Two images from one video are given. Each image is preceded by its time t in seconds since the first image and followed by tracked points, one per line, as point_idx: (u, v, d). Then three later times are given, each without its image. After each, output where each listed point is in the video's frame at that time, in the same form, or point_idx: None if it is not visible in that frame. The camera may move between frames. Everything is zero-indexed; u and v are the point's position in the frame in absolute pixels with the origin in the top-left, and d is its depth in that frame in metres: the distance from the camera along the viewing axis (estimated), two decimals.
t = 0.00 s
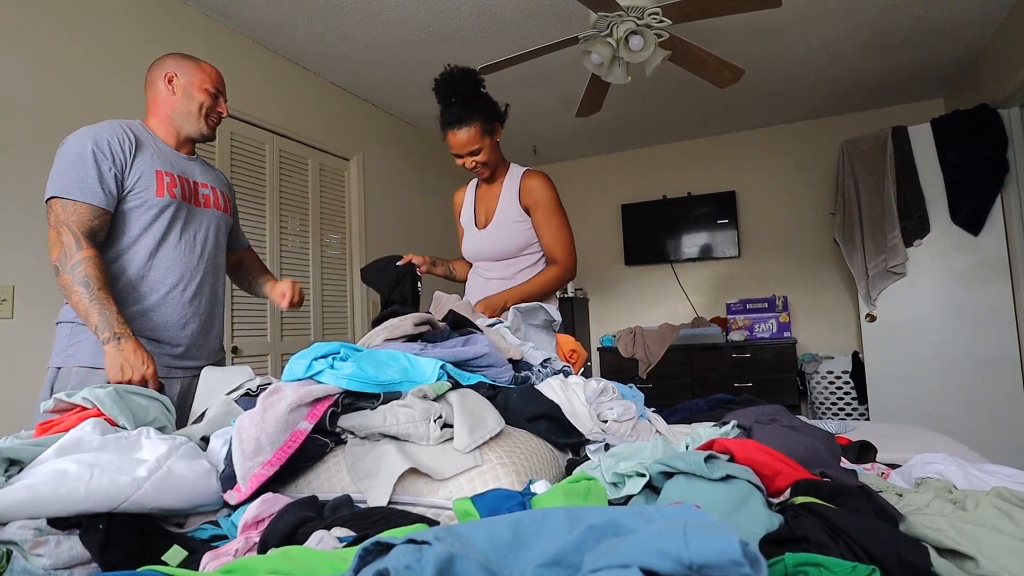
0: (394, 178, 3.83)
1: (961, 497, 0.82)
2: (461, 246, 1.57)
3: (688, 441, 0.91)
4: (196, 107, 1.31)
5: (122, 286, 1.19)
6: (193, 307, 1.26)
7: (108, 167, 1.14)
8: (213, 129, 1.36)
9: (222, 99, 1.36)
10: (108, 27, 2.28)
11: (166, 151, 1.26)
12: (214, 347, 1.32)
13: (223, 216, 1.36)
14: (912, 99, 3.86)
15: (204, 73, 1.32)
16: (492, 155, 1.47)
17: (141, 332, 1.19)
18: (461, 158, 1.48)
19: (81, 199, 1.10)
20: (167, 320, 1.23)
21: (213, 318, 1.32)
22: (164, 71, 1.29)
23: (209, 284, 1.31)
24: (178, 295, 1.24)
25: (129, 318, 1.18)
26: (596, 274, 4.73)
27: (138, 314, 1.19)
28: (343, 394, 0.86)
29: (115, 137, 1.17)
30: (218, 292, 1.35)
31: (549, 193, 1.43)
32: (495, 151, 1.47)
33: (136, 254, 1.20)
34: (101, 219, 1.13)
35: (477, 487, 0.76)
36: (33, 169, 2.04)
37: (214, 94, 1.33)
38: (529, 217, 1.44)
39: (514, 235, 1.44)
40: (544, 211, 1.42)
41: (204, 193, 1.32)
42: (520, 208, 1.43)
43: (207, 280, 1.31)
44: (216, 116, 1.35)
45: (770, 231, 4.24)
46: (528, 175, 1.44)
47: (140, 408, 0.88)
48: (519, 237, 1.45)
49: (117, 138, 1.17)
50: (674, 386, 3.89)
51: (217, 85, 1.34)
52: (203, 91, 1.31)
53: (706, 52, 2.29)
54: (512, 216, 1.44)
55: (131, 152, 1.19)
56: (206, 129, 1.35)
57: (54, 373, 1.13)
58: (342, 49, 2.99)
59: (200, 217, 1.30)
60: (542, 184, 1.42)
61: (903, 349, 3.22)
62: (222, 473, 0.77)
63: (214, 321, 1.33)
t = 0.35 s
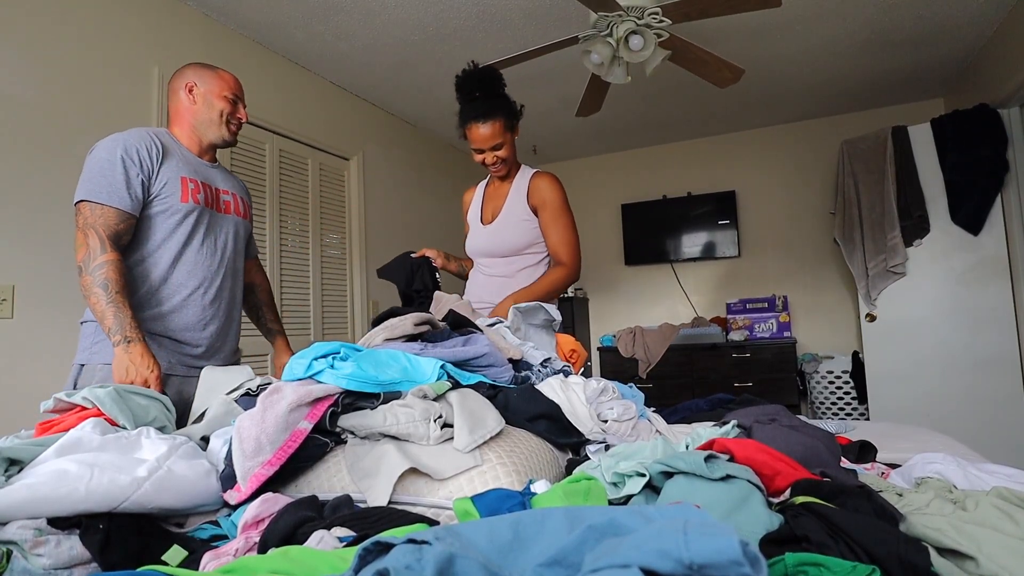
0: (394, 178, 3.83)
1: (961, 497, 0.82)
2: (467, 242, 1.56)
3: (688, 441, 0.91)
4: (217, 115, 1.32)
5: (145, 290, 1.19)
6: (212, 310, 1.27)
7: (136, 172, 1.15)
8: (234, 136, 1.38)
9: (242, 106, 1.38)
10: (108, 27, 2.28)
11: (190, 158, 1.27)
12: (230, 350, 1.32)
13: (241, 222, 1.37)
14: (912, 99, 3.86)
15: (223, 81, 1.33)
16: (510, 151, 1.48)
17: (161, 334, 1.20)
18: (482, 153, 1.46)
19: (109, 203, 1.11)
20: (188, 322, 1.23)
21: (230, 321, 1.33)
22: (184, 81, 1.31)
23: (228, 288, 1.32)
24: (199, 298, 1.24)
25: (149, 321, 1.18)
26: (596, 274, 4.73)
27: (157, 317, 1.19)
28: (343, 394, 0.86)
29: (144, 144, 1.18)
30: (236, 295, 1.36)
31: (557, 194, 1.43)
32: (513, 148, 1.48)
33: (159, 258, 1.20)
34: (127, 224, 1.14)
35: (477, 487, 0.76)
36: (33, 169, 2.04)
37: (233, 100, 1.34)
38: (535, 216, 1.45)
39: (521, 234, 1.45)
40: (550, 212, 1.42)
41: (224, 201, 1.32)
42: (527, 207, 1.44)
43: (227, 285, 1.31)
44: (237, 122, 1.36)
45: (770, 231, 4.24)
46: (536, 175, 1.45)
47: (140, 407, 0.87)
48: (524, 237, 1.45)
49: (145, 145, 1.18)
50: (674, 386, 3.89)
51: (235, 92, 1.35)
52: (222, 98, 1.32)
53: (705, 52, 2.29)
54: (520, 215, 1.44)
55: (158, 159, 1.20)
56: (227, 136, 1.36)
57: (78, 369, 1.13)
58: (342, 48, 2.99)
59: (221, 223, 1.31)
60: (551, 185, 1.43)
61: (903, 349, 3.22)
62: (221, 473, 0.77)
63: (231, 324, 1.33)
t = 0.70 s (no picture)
0: (394, 178, 3.83)
1: (961, 497, 0.82)
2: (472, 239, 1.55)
3: (688, 441, 0.91)
4: (218, 116, 1.32)
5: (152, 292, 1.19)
6: (218, 311, 1.27)
7: (141, 176, 1.16)
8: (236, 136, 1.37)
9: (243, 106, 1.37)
10: (108, 27, 2.28)
11: (195, 161, 1.27)
12: (235, 352, 1.33)
13: (246, 223, 1.36)
14: (911, 100, 3.86)
15: (222, 82, 1.32)
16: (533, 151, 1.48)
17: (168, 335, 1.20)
18: (509, 148, 1.46)
19: (117, 207, 1.12)
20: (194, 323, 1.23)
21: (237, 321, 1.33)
22: (184, 85, 1.30)
23: (234, 289, 1.32)
24: (205, 299, 1.25)
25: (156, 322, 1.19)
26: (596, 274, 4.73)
27: (164, 318, 1.20)
28: (343, 395, 0.86)
29: (149, 148, 1.19)
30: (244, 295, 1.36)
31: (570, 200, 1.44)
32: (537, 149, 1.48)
33: (166, 260, 1.21)
34: (135, 227, 1.14)
35: (477, 487, 0.76)
36: (33, 169, 2.04)
37: (234, 101, 1.34)
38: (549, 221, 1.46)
39: (532, 235, 1.45)
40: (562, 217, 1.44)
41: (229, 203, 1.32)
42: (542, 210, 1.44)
43: (232, 287, 1.31)
44: (239, 123, 1.36)
45: (769, 231, 4.24)
46: (549, 176, 1.47)
47: (140, 407, 0.87)
48: (533, 238, 1.45)
49: (150, 148, 1.19)
50: (674, 386, 3.89)
51: (235, 93, 1.34)
52: (223, 100, 1.32)
53: (705, 53, 2.29)
54: (532, 216, 1.44)
55: (163, 162, 1.20)
56: (230, 137, 1.35)
57: (85, 369, 1.14)
58: (341, 48, 2.99)
59: (226, 225, 1.30)
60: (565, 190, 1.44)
61: (903, 349, 3.22)
62: (221, 473, 0.77)
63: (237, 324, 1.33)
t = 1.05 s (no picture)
0: (394, 178, 3.83)
1: (961, 497, 0.82)
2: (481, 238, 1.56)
3: (688, 441, 0.91)
4: (197, 111, 1.30)
5: (135, 293, 1.19)
6: (204, 311, 1.27)
7: (120, 175, 1.14)
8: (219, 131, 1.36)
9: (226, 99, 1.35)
10: (108, 27, 2.28)
11: (176, 158, 1.26)
12: (224, 351, 1.33)
13: (231, 220, 1.36)
14: (911, 100, 3.86)
15: (202, 76, 1.31)
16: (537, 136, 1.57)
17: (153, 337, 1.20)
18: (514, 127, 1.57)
19: (95, 208, 1.11)
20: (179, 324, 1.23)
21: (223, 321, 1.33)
22: (165, 79, 1.30)
23: (219, 288, 1.32)
24: (190, 299, 1.25)
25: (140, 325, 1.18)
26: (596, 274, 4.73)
27: (149, 319, 1.20)
28: (343, 395, 0.86)
29: (129, 146, 1.18)
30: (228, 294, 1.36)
31: (582, 202, 1.43)
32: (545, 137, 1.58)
33: (149, 261, 1.20)
34: (115, 227, 1.14)
35: (477, 487, 0.76)
36: (33, 169, 2.04)
37: (216, 95, 1.32)
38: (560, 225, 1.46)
39: (542, 237, 1.45)
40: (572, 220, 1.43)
41: (214, 202, 1.32)
42: (553, 213, 1.45)
43: (219, 286, 1.31)
44: (220, 116, 1.34)
45: (769, 231, 4.25)
46: (562, 177, 1.46)
47: (140, 407, 0.87)
48: (543, 240, 1.45)
49: (129, 146, 1.18)
50: (674, 386, 3.89)
51: (218, 86, 1.32)
52: (203, 94, 1.30)
53: (705, 53, 2.29)
54: (543, 219, 1.45)
55: (144, 161, 1.19)
56: (211, 131, 1.34)
57: (71, 373, 1.13)
58: (341, 48, 2.99)
59: (210, 223, 1.30)
60: (576, 192, 1.43)
61: (903, 349, 3.22)
62: (221, 473, 0.77)
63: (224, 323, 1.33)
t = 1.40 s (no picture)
0: (394, 178, 3.83)
1: (961, 497, 0.82)
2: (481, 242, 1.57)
3: (688, 441, 0.91)
4: (154, 97, 1.29)
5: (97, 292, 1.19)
6: (171, 307, 1.28)
7: (68, 169, 1.14)
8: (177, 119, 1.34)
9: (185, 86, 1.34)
10: (107, 28, 2.28)
11: (128, 148, 1.26)
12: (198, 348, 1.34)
13: (194, 211, 1.37)
14: (911, 99, 3.86)
15: (161, 62, 1.30)
16: (537, 135, 1.59)
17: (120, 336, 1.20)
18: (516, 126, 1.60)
19: (44, 205, 1.10)
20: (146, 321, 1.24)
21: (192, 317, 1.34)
22: (121, 63, 1.28)
23: (185, 283, 1.33)
24: (156, 296, 1.26)
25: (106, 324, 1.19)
26: (596, 274, 4.73)
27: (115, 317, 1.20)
28: (343, 394, 0.86)
29: (76, 139, 1.17)
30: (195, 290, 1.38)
31: (571, 201, 1.43)
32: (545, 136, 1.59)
33: (109, 258, 1.21)
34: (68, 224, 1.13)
35: (477, 487, 0.76)
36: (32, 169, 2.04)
37: (174, 81, 1.31)
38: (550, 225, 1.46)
39: (534, 237, 1.45)
40: (561, 219, 1.42)
41: (177, 192, 1.33)
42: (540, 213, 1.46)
43: (187, 277, 1.33)
44: (179, 104, 1.33)
45: (770, 231, 4.25)
46: (554, 177, 1.46)
47: (141, 407, 0.87)
48: (534, 240, 1.46)
49: (76, 139, 1.17)
50: (675, 386, 3.89)
51: (177, 72, 1.31)
52: (162, 79, 1.29)
53: (705, 52, 2.29)
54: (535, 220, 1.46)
55: (93, 154, 1.19)
56: (169, 120, 1.32)
57: (36, 383, 1.14)
58: (341, 48, 2.99)
59: (170, 215, 1.31)
60: (565, 191, 1.43)
61: (903, 349, 3.22)
62: (221, 473, 0.77)
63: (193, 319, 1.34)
